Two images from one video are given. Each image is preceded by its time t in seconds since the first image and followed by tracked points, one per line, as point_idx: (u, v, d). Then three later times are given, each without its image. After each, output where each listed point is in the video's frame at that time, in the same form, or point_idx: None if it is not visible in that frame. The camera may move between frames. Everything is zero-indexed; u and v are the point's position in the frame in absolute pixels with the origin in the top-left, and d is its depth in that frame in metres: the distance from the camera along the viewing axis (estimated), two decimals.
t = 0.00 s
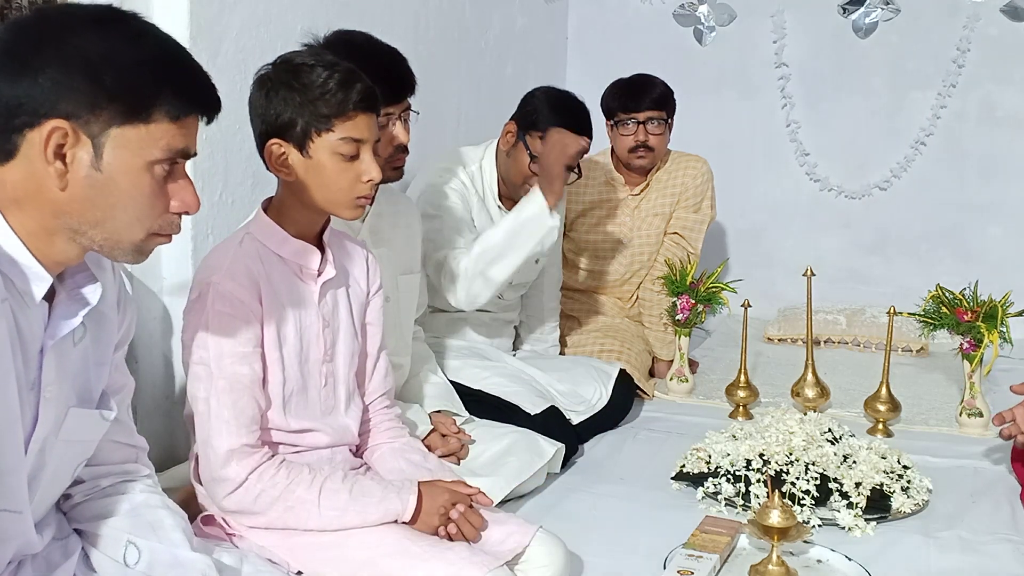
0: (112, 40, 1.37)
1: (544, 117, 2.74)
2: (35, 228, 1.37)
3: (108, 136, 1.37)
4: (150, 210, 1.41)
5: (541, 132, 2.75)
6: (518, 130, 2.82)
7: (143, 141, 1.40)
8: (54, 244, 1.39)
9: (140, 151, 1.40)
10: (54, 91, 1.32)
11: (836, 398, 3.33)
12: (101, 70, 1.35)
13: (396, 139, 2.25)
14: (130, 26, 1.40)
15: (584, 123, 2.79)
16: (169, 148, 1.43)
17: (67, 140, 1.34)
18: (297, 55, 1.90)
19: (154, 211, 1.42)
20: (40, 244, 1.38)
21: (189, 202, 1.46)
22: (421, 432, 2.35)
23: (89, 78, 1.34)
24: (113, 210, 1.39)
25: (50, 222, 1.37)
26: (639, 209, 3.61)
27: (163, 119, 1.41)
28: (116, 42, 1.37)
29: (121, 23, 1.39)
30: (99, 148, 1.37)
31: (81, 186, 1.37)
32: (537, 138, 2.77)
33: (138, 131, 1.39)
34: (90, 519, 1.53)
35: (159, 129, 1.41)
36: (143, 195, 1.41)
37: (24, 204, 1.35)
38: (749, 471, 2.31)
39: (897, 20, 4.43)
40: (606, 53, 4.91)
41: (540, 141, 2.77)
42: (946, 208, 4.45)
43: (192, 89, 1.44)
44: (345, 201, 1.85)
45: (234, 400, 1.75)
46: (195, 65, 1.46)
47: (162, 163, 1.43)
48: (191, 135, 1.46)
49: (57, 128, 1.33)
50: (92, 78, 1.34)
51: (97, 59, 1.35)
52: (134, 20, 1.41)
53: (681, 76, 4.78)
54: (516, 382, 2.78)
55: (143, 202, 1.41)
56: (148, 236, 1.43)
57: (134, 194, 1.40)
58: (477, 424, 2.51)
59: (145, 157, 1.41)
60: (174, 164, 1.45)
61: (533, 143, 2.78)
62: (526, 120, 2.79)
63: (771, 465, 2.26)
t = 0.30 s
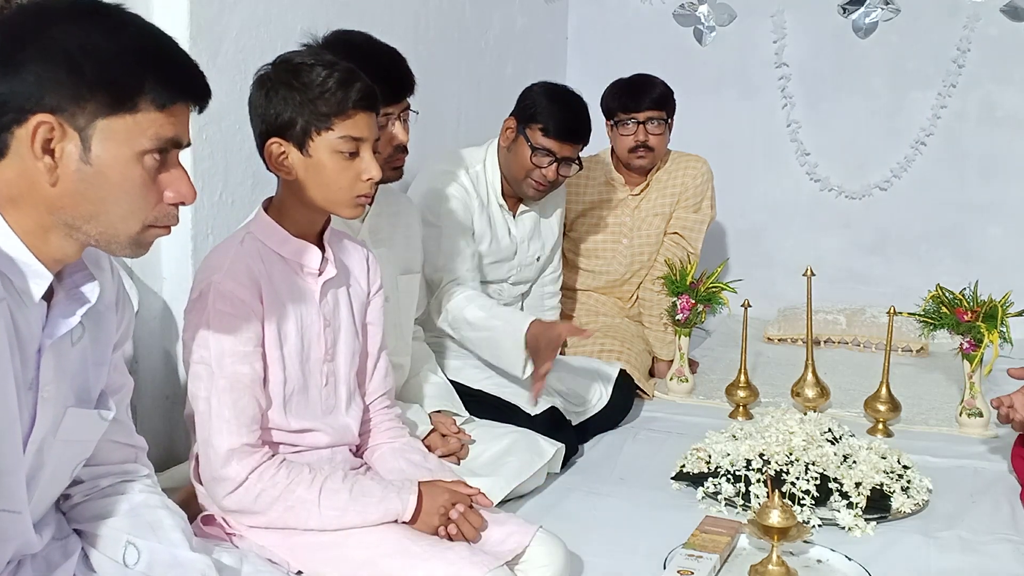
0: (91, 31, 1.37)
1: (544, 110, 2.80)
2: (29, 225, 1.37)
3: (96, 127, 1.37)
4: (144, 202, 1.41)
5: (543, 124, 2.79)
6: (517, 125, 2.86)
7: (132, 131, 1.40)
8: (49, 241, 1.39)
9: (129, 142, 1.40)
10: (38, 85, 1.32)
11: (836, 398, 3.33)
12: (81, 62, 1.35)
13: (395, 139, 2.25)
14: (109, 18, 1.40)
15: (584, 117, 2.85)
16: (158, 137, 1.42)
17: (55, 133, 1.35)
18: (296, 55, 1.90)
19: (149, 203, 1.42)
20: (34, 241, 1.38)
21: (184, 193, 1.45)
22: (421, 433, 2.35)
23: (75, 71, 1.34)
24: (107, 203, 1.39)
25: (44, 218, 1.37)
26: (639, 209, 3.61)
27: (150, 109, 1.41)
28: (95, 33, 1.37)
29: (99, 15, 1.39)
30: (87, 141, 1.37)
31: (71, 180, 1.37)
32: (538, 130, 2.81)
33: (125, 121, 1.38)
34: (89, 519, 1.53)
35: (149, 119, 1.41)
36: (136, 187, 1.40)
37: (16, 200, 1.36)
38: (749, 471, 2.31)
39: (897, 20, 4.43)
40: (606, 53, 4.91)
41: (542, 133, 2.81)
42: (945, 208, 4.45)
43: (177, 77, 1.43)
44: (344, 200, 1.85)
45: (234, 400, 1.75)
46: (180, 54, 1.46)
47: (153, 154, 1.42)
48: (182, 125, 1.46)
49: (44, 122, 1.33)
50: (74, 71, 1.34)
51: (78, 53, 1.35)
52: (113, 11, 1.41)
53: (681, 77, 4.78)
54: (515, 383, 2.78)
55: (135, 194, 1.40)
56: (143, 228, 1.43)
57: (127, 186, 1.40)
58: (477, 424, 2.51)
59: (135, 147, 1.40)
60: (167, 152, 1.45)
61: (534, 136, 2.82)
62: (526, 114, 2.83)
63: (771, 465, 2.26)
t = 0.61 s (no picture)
0: (81, 27, 1.37)
1: (536, 97, 2.81)
2: (26, 224, 1.37)
3: (93, 124, 1.37)
4: (141, 198, 1.41)
5: (537, 110, 2.80)
6: (513, 117, 2.87)
7: (127, 127, 1.40)
8: (47, 238, 1.39)
9: (125, 138, 1.40)
10: (31, 83, 1.33)
11: (836, 398, 3.33)
12: (73, 59, 1.35)
13: (396, 139, 2.25)
14: (98, 12, 1.40)
15: (579, 104, 2.86)
16: (156, 133, 1.42)
17: (51, 133, 1.35)
18: (296, 55, 1.90)
19: (146, 199, 1.42)
20: (32, 239, 1.38)
21: (181, 186, 1.45)
22: (421, 433, 2.35)
23: (69, 70, 1.34)
24: (105, 200, 1.39)
25: (39, 216, 1.37)
26: (640, 209, 3.60)
27: (144, 104, 1.41)
28: (85, 28, 1.37)
29: (88, 10, 1.39)
30: (85, 138, 1.37)
31: (69, 177, 1.37)
32: (533, 117, 2.81)
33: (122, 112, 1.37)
34: (89, 519, 1.53)
35: (145, 115, 1.41)
36: (134, 183, 1.41)
37: (10, 199, 1.36)
38: (749, 471, 2.31)
39: (897, 20, 4.43)
40: (606, 53, 4.91)
41: (536, 120, 2.82)
42: (945, 208, 4.45)
43: (168, 70, 1.43)
44: (345, 199, 1.85)
45: (235, 399, 1.75)
46: (170, 47, 1.46)
47: (150, 150, 1.42)
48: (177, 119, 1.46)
49: (41, 120, 1.34)
50: (67, 69, 1.34)
51: (70, 51, 1.35)
52: (101, 5, 1.41)
53: (680, 76, 4.78)
54: (516, 382, 2.78)
55: (134, 190, 1.41)
56: (142, 225, 1.43)
57: (125, 182, 1.40)
58: (477, 424, 2.51)
59: (132, 143, 1.40)
60: (165, 149, 1.45)
61: (529, 123, 2.83)
62: (520, 105, 2.84)
63: (771, 465, 2.26)
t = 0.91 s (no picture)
0: (109, 39, 1.36)
1: (532, 92, 2.80)
2: (33, 226, 1.37)
3: (116, 136, 1.38)
4: (154, 205, 1.43)
5: (533, 104, 2.79)
6: (511, 114, 2.86)
7: (147, 140, 1.41)
8: (54, 242, 1.39)
9: (146, 149, 1.41)
10: (57, 91, 1.32)
11: (836, 398, 3.33)
12: (103, 72, 1.34)
13: (396, 139, 2.25)
14: (124, 23, 1.39)
15: (577, 99, 2.85)
16: (174, 144, 1.44)
17: (76, 143, 1.35)
18: (296, 54, 1.90)
19: (157, 206, 1.43)
20: (37, 242, 1.38)
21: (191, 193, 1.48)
22: (421, 433, 2.35)
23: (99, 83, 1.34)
24: (119, 209, 1.40)
25: (52, 221, 1.37)
26: (640, 209, 3.60)
27: (166, 118, 1.42)
28: (113, 40, 1.37)
29: (116, 21, 1.38)
30: (108, 149, 1.38)
31: (89, 187, 1.37)
32: (530, 112, 2.80)
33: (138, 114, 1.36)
34: (89, 519, 1.53)
35: (166, 128, 1.42)
36: (148, 192, 1.42)
37: (22, 202, 1.35)
38: (749, 470, 2.31)
39: (897, 20, 4.43)
40: (606, 53, 4.91)
41: (533, 114, 2.81)
42: (945, 208, 4.44)
43: (189, 86, 1.44)
44: (345, 198, 1.85)
45: (235, 400, 1.74)
46: (191, 63, 1.47)
47: (165, 161, 1.44)
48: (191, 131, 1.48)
49: (68, 132, 1.34)
50: (97, 81, 1.34)
51: (101, 64, 1.34)
52: (122, 15, 1.40)
53: (680, 76, 4.78)
54: (515, 381, 2.77)
55: (148, 199, 1.42)
56: (151, 232, 1.45)
57: (140, 192, 1.41)
58: (476, 424, 2.51)
59: (149, 155, 1.41)
60: (175, 162, 1.46)
61: (526, 118, 2.82)
62: (517, 101, 2.83)
63: (771, 464, 2.26)
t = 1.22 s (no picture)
0: (141, 65, 1.36)
1: (536, 94, 2.80)
2: (42, 234, 1.36)
3: (136, 161, 1.38)
4: (166, 226, 1.43)
5: (537, 106, 2.79)
6: (514, 116, 2.86)
7: (167, 165, 1.41)
8: (63, 254, 1.38)
9: (164, 172, 1.41)
10: (86, 113, 1.32)
11: (836, 398, 3.33)
12: (133, 98, 1.34)
13: (397, 140, 2.25)
14: (156, 48, 1.39)
15: (582, 102, 2.84)
16: (191, 169, 1.45)
17: (97, 166, 1.35)
18: (296, 54, 1.90)
19: (168, 228, 1.43)
20: (43, 252, 1.37)
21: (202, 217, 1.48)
22: (421, 433, 2.35)
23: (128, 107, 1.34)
24: (131, 229, 1.40)
25: (61, 233, 1.37)
26: (640, 209, 3.60)
27: (188, 143, 1.42)
28: (145, 65, 1.36)
29: (150, 47, 1.38)
30: (127, 173, 1.38)
31: (106, 208, 1.38)
32: (533, 113, 2.80)
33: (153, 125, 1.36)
34: (89, 518, 1.53)
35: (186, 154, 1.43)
36: (162, 214, 1.42)
37: (37, 214, 1.35)
38: (749, 470, 2.31)
39: (897, 20, 4.43)
40: (606, 53, 4.91)
41: (537, 116, 2.81)
42: (945, 208, 4.45)
43: (214, 114, 1.45)
44: (346, 198, 1.85)
45: (235, 400, 1.74)
46: (218, 90, 1.47)
47: (182, 184, 1.44)
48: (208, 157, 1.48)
49: (90, 155, 1.34)
50: (126, 106, 1.34)
51: (131, 91, 1.34)
52: (152, 37, 1.39)
53: (680, 76, 4.78)
54: (515, 382, 2.77)
55: (161, 220, 1.42)
56: (159, 251, 1.45)
57: (154, 214, 1.41)
58: (477, 424, 2.51)
59: (166, 180, 1.42)
60: (190, 183, 1.47)
61: (529, 120, 2.81)
62: (521, 104, 2.83)
63: (771, 465, 2.26)
